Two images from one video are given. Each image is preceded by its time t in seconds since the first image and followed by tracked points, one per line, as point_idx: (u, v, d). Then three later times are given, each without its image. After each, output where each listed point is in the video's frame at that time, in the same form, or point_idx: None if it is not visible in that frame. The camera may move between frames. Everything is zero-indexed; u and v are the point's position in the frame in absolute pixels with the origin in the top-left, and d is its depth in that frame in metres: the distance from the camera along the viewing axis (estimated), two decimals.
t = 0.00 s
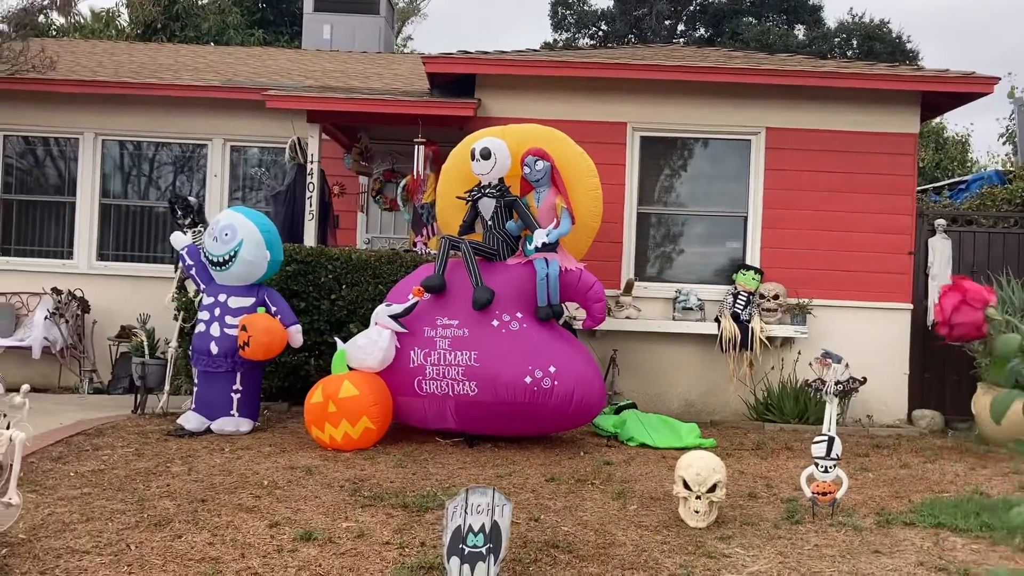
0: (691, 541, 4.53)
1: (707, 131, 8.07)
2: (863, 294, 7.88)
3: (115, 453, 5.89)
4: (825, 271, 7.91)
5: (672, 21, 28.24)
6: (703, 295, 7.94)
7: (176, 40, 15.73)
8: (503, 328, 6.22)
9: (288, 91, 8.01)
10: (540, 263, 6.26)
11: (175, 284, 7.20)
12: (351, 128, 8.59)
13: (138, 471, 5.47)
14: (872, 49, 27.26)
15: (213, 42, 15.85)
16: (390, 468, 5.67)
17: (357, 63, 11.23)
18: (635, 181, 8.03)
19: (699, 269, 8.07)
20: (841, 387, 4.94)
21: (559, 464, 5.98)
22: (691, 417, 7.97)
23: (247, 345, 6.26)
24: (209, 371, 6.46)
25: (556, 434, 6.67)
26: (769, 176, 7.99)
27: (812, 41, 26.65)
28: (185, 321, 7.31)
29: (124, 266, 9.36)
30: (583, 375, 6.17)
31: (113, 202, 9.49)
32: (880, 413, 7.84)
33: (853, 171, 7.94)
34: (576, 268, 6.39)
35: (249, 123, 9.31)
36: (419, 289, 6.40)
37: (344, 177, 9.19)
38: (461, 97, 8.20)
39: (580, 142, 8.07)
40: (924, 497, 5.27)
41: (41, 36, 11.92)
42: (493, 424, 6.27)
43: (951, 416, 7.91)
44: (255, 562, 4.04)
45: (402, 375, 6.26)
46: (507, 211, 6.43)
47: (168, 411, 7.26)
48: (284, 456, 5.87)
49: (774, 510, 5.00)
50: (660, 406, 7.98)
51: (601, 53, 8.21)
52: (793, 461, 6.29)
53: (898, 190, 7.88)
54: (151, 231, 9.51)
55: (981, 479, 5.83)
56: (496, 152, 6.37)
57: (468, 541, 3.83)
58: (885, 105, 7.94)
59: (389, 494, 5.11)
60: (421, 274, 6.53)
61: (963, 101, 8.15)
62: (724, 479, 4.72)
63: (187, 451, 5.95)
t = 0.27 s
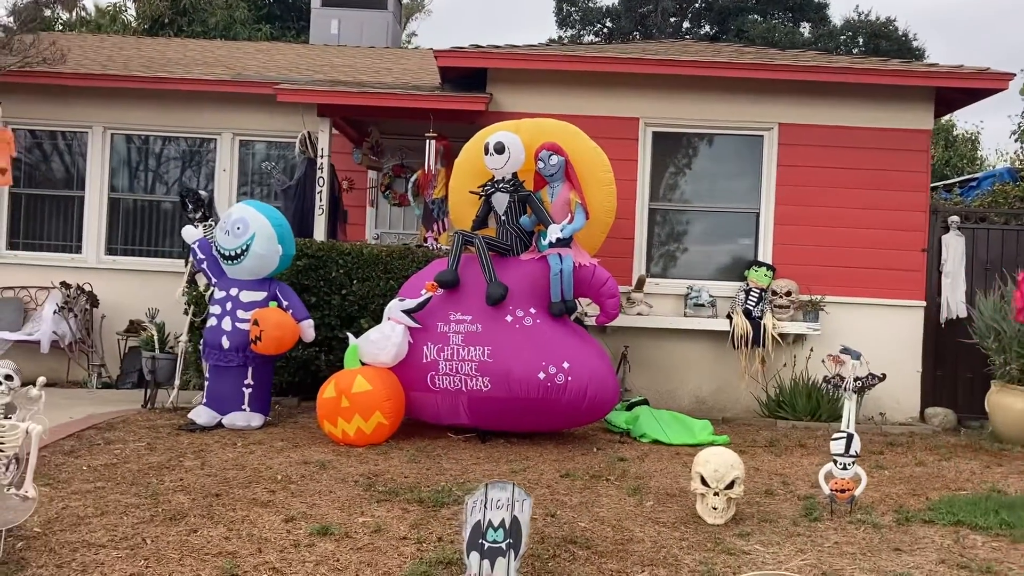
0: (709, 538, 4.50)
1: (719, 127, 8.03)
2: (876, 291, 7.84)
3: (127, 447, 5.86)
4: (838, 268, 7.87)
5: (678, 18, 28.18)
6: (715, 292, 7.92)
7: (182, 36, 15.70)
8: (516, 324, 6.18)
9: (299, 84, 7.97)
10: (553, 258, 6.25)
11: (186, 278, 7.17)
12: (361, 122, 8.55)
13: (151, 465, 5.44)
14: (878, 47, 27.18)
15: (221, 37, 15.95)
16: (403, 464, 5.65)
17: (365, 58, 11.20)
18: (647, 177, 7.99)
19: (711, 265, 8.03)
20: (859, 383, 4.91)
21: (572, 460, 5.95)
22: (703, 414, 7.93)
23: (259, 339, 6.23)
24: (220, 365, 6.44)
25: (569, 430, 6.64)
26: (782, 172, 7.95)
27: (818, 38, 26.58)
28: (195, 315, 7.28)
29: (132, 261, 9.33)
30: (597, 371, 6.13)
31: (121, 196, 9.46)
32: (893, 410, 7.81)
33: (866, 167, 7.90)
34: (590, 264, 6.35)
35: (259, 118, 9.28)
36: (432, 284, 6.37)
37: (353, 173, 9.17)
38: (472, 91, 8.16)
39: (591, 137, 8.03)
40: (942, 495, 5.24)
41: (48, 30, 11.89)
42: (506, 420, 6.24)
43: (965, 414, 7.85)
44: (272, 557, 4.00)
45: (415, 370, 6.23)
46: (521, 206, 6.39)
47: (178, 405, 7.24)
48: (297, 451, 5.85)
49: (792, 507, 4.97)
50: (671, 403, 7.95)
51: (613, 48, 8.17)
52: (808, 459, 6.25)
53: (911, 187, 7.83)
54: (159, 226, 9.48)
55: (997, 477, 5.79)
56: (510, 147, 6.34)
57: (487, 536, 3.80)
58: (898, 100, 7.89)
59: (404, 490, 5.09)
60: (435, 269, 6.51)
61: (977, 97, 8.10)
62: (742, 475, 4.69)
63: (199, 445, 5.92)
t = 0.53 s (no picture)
0: (724, 532, 4.49)
1: (727, 120, 8.00)
2: (883, 286, 7.83)
3: (135, 438, 5.83)
4: (845, 263, 7.86)
5: (678, 13, 28.12)
6: (722, 286, 7.89)
7: (184, 27, 15.63)
8: (526, 317, 6.15)
9: (305, 75, 7.92)
10: (564, 251, 6.20)
11: (191, 269, 7.13)
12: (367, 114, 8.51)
13: (160, 456, 5.40)
14: (878, 44, 27.15)
15: (222, 29, 15.92)
16: (413, 456, 5.62)
17: (369, 50, 11.14)
18: (655, 170, 7.96)
19: (718, 259, 8.02)
20: (874, 377, 4.88)
21: (582, 454, 5.92)
22: (709, 408, 7.91)
23: (266, 331, 6.19)
24: (227, 357, 6.40)
25: (577, 424, 6.62)
26: (790, 166, 7.92)
27: (818, 34, 26.56)
28: (201, 307, 7.24)
29: (135, 252, 9.27)
30: (607, 364, 6.10)
31: (124, 187, 9.40)
32: (899, 406, 7.80)
33: (874, 161, 7.88)
34: (600, 257, 6.32)
35: (263, 109, 9.22)
36: (442, 277, 6.35)
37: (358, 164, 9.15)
38: (479, 83, 8.12)
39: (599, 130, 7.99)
40: (954, 490, 5.23)
41: (49, 19, 11.80)
42: (515, 413, 6.22)
43: (971, 410, 7.87)
44: (287, 549, 3.97)
45: (425, 363, 6.21)
46: (530, 198, 6.36)
47: (183, 397, 7.21)
48: (306, 443, 5.81)
49: (805, 501, 4.96)
50: (677, 397, 7.93)
51: (621, 40, 8.13)
52: (817, 453, 6.24)
53: (919, 182, 7.82)
54: (163, 217, 9.43)
55: (1008, 473, 5.78)
56: (520, 139, 6.31)
57: (505, 529, 3.77)
58: (907, 95, 7.87)
59: (415, 482, 5.06)
60: (444, 262, 6.48)
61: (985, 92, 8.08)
62: (757, 469, 4.67)
63: (207, 437, 5.89)
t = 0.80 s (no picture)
0: (731, 521, 4.49)
1: (728, 109, 7.98)
2: (882, 276, 7.84)
3: (135, 428, 5.79)
4: (845, 252, 7.86)
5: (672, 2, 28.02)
6: (722, 276, 7.88)
7: (177, 13, 15.49)
8: (528, 306, 6.13)
9: (304, 62, 7.85)
10: (566, 240, 6.18)
11: (190, 258, 7.07)
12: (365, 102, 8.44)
13: (161, 446, 5.36)
14: (871, 34, 27.15)
15: (215, 16, 15.82)
16: (416, 446, 5.60)
17: (366, 37, 11.06)
18: (656, 159, 7.93)
19: (718, 248, 8.01)
20: (880, 367, 4.91)
21: (585, 443, 5.91)
22: (708, 398, 7.92)
23: (268, 320, 6.15)
24: (227, 346, 6.36)
25: (579, 414, 6.61)
26: (790, 156, 7.91)
27: (812, 24, 26.54)
28: (200, 296, 7.19)
29: (130, 241, 9.20)
30: (610, 353, 6.09)
31: (120, 175, 9.32)
32: (898, 395, 7.85)
33: (874, 151, 7.88)
34: (602, 246, 6.29)
35: (259, 96, 9.14)
36: (444, 266, 6.32)
37: (356, 152, 9.03)
38: (479, 71, 8.06)
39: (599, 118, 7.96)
40: (957, 479, 5.25)
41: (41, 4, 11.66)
42: (517, 403, 6.21)
43: (969, 399, 7.88)
44: (294, 539, 3.95)
45: (427, 352, 6.19)
46: (533, 187, 6.32)
47: (182, 386, 7.17)
48: (308, 433, 5.79)
49: (810, 491, 4.97)
50: (677, 386, 7.93)
51: (621, 28, 8.09)
52: (819, 442, 6.26)
53: (919, 172, 7.83)
54: (159, 205, 9.35)
55: (1009, 462, 5.81)
56: (523, 127, 6.26)
57: (514, 518, 3.75)
58: (907, 84, 7.86)
59: (420, 471, 5.05)
60: (446, 251, 6.45)
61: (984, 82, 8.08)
62: (763, 458, 4.67)
63: (208, 426, 5.85)
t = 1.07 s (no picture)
0: (741, 511, 4.50)
1: (733, 100, 7.96)
2: (887, 267, 7.85)
3: (142, 419, 5.77)
4: (850, 244, 7.86)
5: None
6: (727, 267, 7.88)
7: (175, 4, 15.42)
8: (535, 297, 6.11)
9: (307, 52, 7.81)
10: (573, 231, 6.15)
11: (194, 249, 7.05)
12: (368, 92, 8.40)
13: (169, 437, 5.35)
14: (870, 25, 27.11)
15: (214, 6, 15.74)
16: (423, 437, 5.59)
17: (367, 27, 11.01)
18: (660, 150, 7.91)
19: (722, 240, 8.00)
20: (890, 357, 4.90)
21: (592, 434, 5.90)
22: (713, 389, 7.92)
23: (274, 311, 6.13)
24: (233, 337, 6.33)
25: (585, 405, 6.61)
26: (795, 147, 7.90)
27: (811, 15, 26.48)
28: (204, 287, 7.16)
29: (132, 231, 9.17)
30: (616, 345, 6.07)
31: (121, 166, 9.27)
32: (903, 387, 7.88)
33: (879, 142, 7.86)
34: (609, 237, 6.26)
35: (261, 86, 9.09)
36: (451, 257, 6.29)
37: (358, 142, 9.03)
38: (483, 61, 8.03)
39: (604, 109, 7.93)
40: (965, 470, 5.25)
41: None
42: (523, 394, 6.20)
43: (974, 391, 7.89)
44: (307, 530, 3.94)
45: (433, 343, 6.17)
46: (539, 178, 6.29)
47: (186, 377, 7.15)
48: (315, 424, 5.78)
49: (820, 481, 4.98)
50: (681, 378, 7.93)
51: (626, 18, 8.05)
52: (825, 433, 6.27)
53: (924, 163, 7.82)
54: (160, 196, 9.31)
55: (1015, 453, 5.82)
56: (529, 117, 6.23)
57: (528, 509, 3.73)
58: (913, 75, 7.85)
59: (429, 462, 5.04)
60: (452, 242, 6.43)
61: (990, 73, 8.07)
62: (773, 449, 4.66)
63: (215, 417, 5.84)
